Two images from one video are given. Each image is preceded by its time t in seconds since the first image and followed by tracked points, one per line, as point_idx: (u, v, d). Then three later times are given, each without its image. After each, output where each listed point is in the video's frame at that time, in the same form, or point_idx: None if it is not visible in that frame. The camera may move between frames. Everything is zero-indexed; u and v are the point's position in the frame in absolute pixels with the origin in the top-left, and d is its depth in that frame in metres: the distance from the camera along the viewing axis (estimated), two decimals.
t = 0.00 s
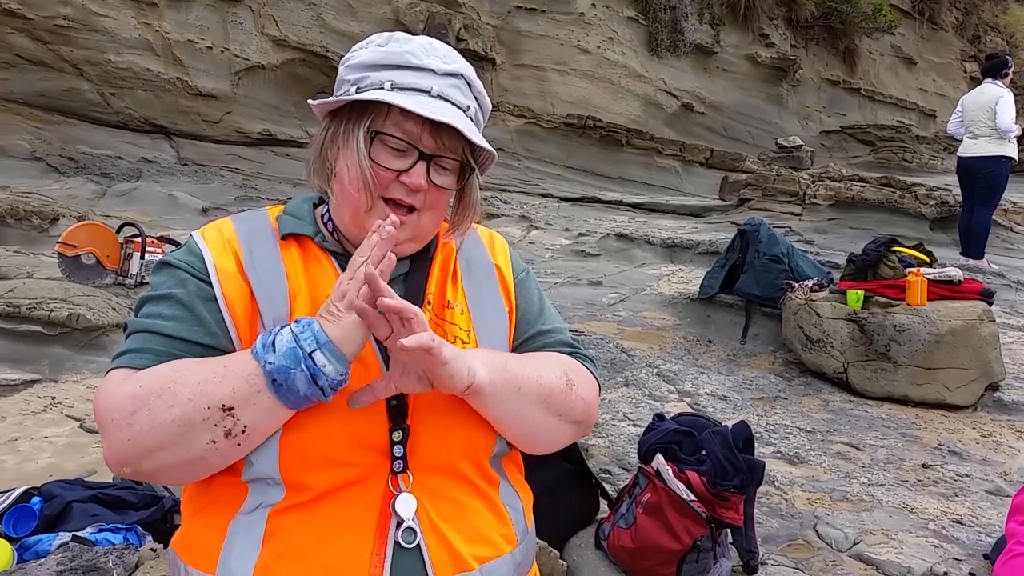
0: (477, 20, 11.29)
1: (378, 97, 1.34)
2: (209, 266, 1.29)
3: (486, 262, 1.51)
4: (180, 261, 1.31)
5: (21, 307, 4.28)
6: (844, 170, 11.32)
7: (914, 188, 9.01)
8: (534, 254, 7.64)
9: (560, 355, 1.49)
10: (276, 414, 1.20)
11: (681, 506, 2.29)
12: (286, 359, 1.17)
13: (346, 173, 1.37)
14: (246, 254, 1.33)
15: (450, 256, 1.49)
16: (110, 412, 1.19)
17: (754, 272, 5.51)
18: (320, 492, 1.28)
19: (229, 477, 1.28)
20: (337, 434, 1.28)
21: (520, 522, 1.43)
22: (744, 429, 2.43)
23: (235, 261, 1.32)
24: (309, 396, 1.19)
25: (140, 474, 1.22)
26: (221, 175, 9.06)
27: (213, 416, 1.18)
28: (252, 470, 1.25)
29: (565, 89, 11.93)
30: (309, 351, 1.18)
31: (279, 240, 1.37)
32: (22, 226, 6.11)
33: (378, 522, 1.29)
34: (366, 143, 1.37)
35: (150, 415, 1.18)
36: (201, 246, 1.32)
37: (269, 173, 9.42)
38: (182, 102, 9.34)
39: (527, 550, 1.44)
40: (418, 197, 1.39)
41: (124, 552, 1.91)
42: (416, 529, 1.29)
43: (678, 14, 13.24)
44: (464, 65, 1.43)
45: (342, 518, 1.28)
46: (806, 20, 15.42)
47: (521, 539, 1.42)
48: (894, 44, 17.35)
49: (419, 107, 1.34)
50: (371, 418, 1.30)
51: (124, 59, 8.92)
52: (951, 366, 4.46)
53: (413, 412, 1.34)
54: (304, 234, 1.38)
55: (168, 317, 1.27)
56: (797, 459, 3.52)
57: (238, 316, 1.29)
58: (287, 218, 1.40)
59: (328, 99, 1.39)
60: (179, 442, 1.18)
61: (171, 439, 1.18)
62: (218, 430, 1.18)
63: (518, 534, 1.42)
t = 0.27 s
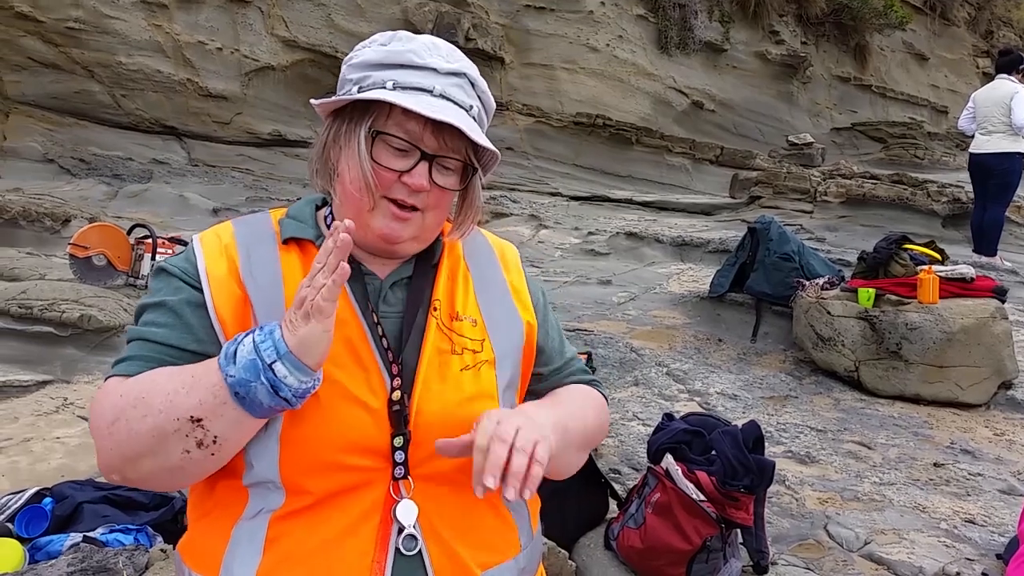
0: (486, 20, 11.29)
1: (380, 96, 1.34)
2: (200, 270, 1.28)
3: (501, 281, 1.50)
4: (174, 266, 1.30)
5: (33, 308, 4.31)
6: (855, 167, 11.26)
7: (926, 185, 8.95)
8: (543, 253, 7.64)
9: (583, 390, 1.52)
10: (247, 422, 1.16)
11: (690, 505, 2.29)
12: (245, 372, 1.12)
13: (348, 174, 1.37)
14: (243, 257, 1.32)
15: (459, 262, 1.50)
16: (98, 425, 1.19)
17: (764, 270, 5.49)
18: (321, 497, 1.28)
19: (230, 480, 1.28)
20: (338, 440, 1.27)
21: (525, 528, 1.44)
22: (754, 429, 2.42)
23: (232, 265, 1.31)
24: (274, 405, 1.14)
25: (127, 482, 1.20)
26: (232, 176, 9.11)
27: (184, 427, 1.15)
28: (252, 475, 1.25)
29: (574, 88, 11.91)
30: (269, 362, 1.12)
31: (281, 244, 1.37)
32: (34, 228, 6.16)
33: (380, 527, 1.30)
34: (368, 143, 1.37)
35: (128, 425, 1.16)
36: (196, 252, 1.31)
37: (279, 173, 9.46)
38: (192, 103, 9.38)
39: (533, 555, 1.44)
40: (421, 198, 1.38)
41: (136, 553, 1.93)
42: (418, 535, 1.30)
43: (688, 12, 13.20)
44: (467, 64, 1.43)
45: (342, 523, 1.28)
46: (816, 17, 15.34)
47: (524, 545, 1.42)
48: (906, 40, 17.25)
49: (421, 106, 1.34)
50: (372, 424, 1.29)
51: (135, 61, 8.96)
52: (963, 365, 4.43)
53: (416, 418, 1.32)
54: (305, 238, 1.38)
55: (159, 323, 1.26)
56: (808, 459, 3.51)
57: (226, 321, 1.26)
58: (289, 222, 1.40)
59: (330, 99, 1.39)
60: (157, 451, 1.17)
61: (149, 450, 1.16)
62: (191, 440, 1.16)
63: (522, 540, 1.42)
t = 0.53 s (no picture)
0: (493, 19, 11.29)
1: (381, 95, 1.33)
2: (197, 272, 1.28)
3: (506, 290, 1.49)
4: (173, 270, 1.30)
5: (40, 307, 4.33)
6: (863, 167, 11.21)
7: (934, 186, 8.91)
8: (549, 252, 7.64)
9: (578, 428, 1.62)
10: (244, 438, 1.16)
11: (695, 506, 2.28)
12: (245, 392, 1.12)
13: (349, 174, 1.37)
14: (241, 258, 1.31)
15: (467, 262, 1.50)
16: (94, 429, 1.19)
17: (771, 271, 5.48)
18: (319, 501, 1.27)
19: (230, 482, 1.27)
20: (337, 444, 1.26)
21: (527, 533, 1.43)
22: (760, 430, 2.41)
23: (231, 267, 1.29)
24: (272, 423, 1.14)
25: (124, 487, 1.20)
26: (239, 175, 9.13)
27: (181, 441, 1.15)
28: (251, 479, 1.25)
29: (581, 87, 11.90)
30: (268, 382, 1.12)
31: (282, 245, 1.36)
32: (42, 226, 6.18)
33: (378, 532, 1.29)
34: (369, 142, 1.37)
35: (127, 435, 1.16)
36: (196, 254, 1.30)
37: (286, 172, 9.49)
38: (199, 102, 9.40)
39: (535, 559, 1.44)
40: (422, 198, 1.38)
41: (140, 550, 1.94)
42: (415, 541, 1.29)
43: (695, 12, 13.17)
44: (469, 62, 1.43)
45: (340, 528, 1.27)
46: (824, 17, 15.28)
47: (525, 552, 1.42)
48: (914, 40, 17.17)
49: (422, 106, 1.34)
50: (371, 429, 1.28)
51: (143, 59, 8.97)
52: (971, 366, 4.40)
53: (416, 423, 1.31)
54: (307, 239, 1.37)
55: (156, 329, 1.25)
56: (814, 460, 3.50)
57: (224, 332, 1.25)
58: (290, 223, 1.39)
59: (332, 98, 1.38)
60: (153, 462, 1.17)
61: (147, 459, 1.16)
62: (188, 453, 1.16)
63: (523, 546, 1.42)
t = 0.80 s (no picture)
0: (499, 14, 11.27)
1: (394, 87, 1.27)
2: (205, 271, 1.19)
3: (513, 290, 1.39)
4: (180, 267, 1.22)
5: (48, 304, 4.33)
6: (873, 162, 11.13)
7: (944, 180, 8.83)
8: (556, 249, 7.62)
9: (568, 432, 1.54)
10: (245, 428, 1.09)
11: (703, 503, 2.26)
12: (245, 377, 1.05)
13: (360, 166, 1.30)
14: (250, 257, 1.22)
15: (475, 260, 1.40)
16: (92, 415, 1.12)
17: (780, 267, 5.44)
18: (328, 499, 1.17)
19: (235, 480, 1.18)
20: (346, 438, 1.16)
21: (536, 532, 1.33)
22: (768, 427, 2.39)
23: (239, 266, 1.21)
24: (273, 413, 1.07)
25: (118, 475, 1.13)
26: (246, 172, 9.16)
27: (179, 428, 1.07)
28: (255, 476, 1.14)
29: (588, 83, 11.87)
30: (270, 369, 1.05)
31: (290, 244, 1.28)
32: (49, 224, 6.20)
33: (387, 532, 1.18)
34: (381, 134, 1.30)
35: (124, 417, 1.09)
36: (202, 251, 1.22)
37: (293, 170, 9.51)
38: (206, 100, 9.42)
39: (544, 561, 1.34)
40: (435, 191, 1.31)
41: (145, 548, 1.92)
42: (426, 540, 1.18)
43: (703, 6, 13.10)
44: (483, 57, 1.37)
45: (347, 527, 1.17)
46: (833, 11, 15.18)
47: (536, 551, 1.32)
48: (925, 34, 17.04)
49: (438, 98, 1.28)
50: (382, 424, 1.18)
51: (149, 57, 8.96)
52: (981, 362, 4.37)
53: (429, 419, 1.21)
54: (316, 237, 1.29)
55: (161, 323, 1.18)
56: (823, 457, 3.47)
57: (230, 330, 1.17)
58: (298, 221, 1.31)
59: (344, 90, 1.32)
60: (150, 451, 1.10)
61: (143, 448, 1.09)
62: (186, 441, 1.08)
63: (533, 545, 1.32)
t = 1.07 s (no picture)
0: (501, 13, 11.29)
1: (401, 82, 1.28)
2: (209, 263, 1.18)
3: (514, 289, 1.39)
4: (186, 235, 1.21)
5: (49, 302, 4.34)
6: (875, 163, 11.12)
7: (946, 182, 8.83)
8: (558, 249, 7.62)
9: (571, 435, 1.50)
10: (201, 317, 1.00)
11: (703, 504, 2.26)
12: (212, 249, 0.99)
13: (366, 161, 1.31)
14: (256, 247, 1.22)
15: (476, 260, 1.39)
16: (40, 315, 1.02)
17: (781, 268, 5.44)
18: (329, 494, 1.16)
19: (237, 476, 1.17)
20: (348, 433, 1.15)
21: (538, 529, 1.33)
22: (769, 428, 2.39)
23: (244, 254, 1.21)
24: (230, 293, 0.98)
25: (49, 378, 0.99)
26: (247, 171, 9.17)
27: (132, 304, 0.98)
28: (259, 471, 1.14)
29: (590, 82, 11.87)
30: (239, 245, 1.00)
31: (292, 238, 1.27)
32: (51, 221, 6.21)
33: (389, 528, 1.18)
34: (387, 128, 1.31)
35: (74, 301, 1.00)
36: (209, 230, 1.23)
37: (295, 168, 9.52)
38: (208, 98, 9.43)
39: (546, 559, 1.33)
40: (439, 186, 1.31)
41: (144, 546, 1.92)
42: (428, 535, 1.18)
43: (706, 6, 13.09)
44: (490, 55, 1.37)
45: (349, 523, 1.16)
46: (836, 12, 15.17)
47: (538, 549, 1.31)
48: (927, 34, 17.02)
49: (444, 94, 1.28)
50: (383, 419, 1.17)
51: (152, 55, 8.95)
52: (982, 364, 4.37)
53: (430, 415, 1.21)
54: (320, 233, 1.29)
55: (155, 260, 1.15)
56: (824, 458, 3.47)
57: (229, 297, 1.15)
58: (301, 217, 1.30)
59: (353, 84, 1.32)
60: (91, 335, 0.98)
61: (84, 331, 0.97)
62: (134, 321, 0.98)
63: (534, 543, 1.31)
